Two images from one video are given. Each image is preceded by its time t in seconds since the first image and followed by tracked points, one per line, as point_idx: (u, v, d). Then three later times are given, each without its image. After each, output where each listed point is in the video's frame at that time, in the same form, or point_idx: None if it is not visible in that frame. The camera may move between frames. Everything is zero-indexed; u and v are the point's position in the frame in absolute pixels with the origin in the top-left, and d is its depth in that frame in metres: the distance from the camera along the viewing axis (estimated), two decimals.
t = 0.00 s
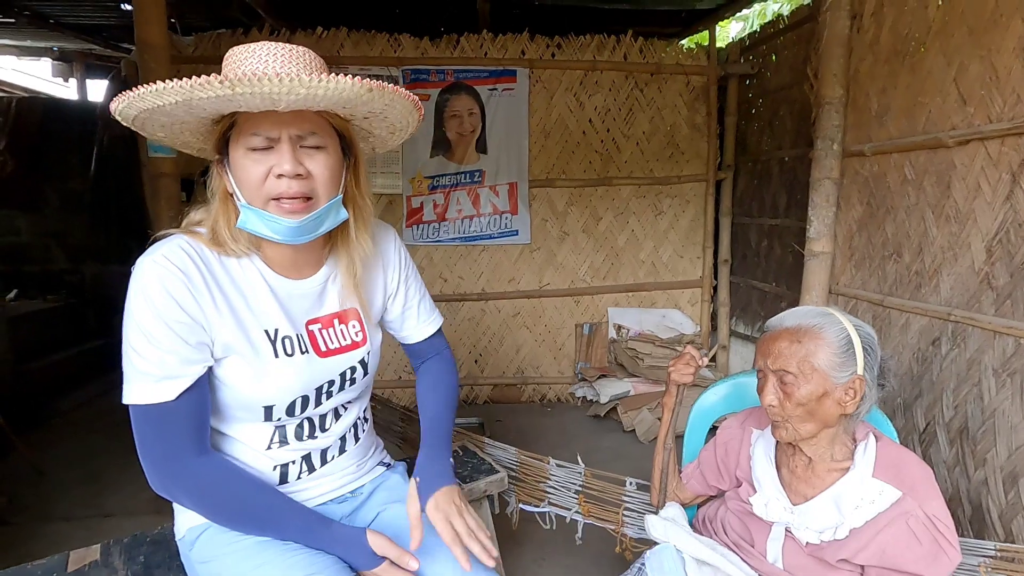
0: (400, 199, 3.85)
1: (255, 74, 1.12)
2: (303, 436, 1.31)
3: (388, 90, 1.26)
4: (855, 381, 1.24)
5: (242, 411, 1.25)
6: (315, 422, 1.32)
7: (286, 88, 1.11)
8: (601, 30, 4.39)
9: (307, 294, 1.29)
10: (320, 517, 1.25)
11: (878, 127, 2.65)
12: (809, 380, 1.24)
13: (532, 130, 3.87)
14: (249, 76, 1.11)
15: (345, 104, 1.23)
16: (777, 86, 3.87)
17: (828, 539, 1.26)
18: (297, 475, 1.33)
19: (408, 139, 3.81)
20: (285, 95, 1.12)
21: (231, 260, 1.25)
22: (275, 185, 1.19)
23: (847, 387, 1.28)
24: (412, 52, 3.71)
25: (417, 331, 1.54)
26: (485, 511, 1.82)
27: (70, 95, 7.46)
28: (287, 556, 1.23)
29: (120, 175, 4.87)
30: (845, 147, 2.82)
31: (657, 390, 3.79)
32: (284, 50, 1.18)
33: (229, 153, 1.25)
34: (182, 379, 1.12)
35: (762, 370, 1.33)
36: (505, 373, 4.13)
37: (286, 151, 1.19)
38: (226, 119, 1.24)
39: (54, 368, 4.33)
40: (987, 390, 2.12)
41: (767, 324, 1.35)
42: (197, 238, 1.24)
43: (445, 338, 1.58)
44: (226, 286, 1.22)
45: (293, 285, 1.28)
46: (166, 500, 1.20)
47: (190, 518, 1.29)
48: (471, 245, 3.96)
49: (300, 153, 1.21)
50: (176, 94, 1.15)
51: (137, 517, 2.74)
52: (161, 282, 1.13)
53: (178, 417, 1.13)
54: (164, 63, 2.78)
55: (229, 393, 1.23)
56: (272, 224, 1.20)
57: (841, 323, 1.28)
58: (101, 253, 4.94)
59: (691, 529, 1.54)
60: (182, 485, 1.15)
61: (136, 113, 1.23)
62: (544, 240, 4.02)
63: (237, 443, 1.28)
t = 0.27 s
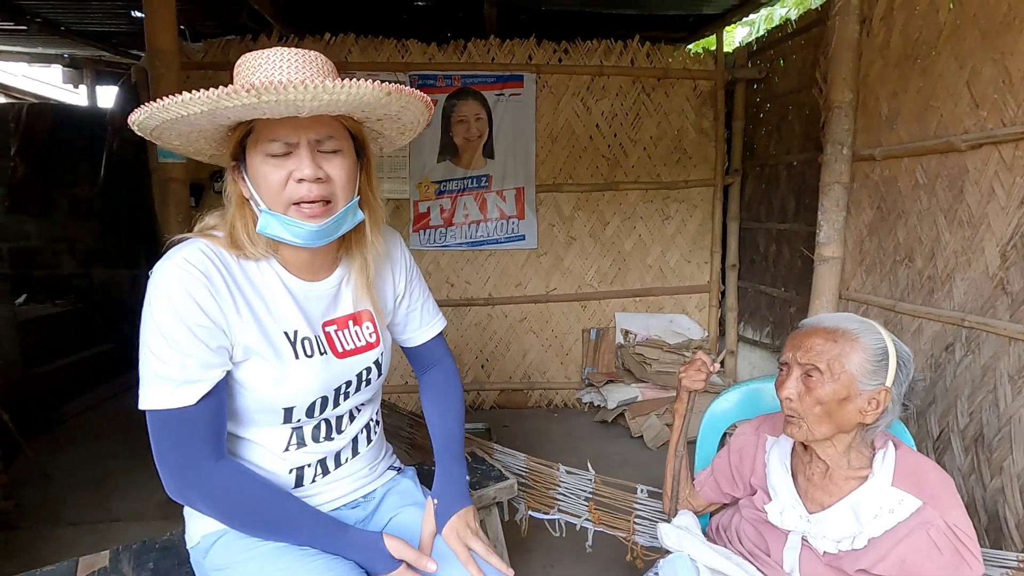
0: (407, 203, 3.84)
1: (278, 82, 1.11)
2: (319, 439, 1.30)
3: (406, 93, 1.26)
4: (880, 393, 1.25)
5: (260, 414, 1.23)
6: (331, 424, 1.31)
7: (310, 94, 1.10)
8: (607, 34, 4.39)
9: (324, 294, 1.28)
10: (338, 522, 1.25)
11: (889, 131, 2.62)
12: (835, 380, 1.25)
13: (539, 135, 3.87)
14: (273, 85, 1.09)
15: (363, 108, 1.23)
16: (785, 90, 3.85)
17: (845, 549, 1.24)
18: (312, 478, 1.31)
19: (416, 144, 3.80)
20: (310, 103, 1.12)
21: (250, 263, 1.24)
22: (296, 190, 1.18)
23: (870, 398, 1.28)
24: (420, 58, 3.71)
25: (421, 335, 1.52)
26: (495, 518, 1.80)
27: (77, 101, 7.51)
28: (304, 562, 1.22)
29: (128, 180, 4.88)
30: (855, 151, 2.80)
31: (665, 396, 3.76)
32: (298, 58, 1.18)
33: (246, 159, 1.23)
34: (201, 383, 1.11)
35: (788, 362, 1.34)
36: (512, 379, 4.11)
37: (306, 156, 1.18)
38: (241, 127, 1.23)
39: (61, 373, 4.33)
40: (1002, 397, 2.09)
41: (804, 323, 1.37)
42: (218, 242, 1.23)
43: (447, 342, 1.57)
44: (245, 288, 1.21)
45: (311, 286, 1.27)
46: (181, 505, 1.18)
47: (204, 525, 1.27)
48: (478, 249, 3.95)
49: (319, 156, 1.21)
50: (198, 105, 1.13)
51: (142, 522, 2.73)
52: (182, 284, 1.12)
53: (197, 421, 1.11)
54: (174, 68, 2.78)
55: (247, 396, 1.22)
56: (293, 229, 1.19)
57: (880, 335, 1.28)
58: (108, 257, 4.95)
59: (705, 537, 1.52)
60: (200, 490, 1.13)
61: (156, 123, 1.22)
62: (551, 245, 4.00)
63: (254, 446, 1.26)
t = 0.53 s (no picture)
0: (411, 208, 3.84)
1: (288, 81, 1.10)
2: (321, 445, 1.29)
3: (413, 95, 1.25)
4: (890, 401, 1.23)
5: (262, 419, 1.22)
6: (334, 431, 1.30)
7: (319, 94, 1.10)
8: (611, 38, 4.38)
9: (327, 299, 1.27)
10: (340, 529, 1.24)
11: (895, 135, 2.61)
12: (843, 390, 1.23)
13: (542, 138, 3.86)
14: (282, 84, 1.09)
15: (370, 111, 1.22)
16: (789, 94, 3.84)
17: (855, 559, 1.23)
18: (313, 485, 1.30)
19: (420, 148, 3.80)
20: (319, 101, 1.11)
21: (254, 267, 1.23)
22: (302, 191, 1.17)
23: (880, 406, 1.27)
24: (424, 63, 3.71)
25: (429, 337, 1.47)
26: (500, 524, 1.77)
27: (83, 106, 7.54)
28: (307, 569, 1.21)
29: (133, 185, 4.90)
30: (861, 155, 2.78)
31: (670, 401, 3.74)
32: (306, 59, 1.17)
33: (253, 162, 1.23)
34: (205, 388, 1.10)
35: (794, 370, 1.32)
36: (515, 383, 4.10)
37: (312, 158, 1.17)
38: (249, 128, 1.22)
39: (65, 377, 4.33)
40: (1012, 403, 2.06)
41: (810, 330, 1.36)
42: (222, 246, 1.22)
43: (461, 344, 1.50)
44: (249, 292, 1.20)
45: (315, 290, 1.26)
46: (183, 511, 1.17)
47: (206, 531, 1.26)
48: (481, 254, 3.94)
49: (325, 159, 1.20)
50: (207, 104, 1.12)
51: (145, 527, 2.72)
52: (186, 289, 1.11)
53: (199, 427, 1.10)
54: (178, 72, 2.79)
55: (250, 401, 1.21)
56: (299, 230, 1.18)
57: (888, 341, 1.26)
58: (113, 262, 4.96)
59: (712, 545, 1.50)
60: (204, 496, 1.12)
61: (165, 124, 1.22)
62: (555, 249, 3.99)
63: (256, 452, 1.25)
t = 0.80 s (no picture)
0: (412, 209, 3.84)
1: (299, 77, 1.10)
2: (319, 449, 1.28)
3: (425, 101, 1.25)
4: (892, 402, 1.22)
5: (259, 424, 1.22)
6: (332, 435, 1.29)
7: (329, 91, 1.09)
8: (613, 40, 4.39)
9: (326, 304, 1.27)
10: (337, 533, 1.25)
11: (896, 136, 2.60)
12: (845, 391, 1.23)
13: (543, 140, 3.85)
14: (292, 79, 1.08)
15: (380, 114, 1.22)
16: (790, 95, 3.83)
17: (859, 561, 1.22)
18: (311, 489, 1.29)
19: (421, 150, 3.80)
20: (329, 98, 1.10)
21: (252, 269, 1.22)
22: (305, 190, 1.16)
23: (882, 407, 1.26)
24: (425, 64, 3.71)
25: (424, 337, 1.43)
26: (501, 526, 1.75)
27: (84, 108, 7.55)
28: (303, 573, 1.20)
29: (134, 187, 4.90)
30: (862, 156, 2.77)
31: (671, 403, 3.73)
32: (318, 58, 1.16)
33: (258, 159, 1.22)
34: (200, 393, 1.09)
35: (796, 372, 1.31)
36: (516, 385, 4.09)
37: (319, 157, 1.16)
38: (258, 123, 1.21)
39: (66, 379, 4.33)
40: (1015, 405, 2.05)
41: (811, 331, 1.35)
42: (220, 248, 1.21)
43: (457, 350, 1.47)
44: (246, 296, 1.19)
45: (314, 294, 1.26)
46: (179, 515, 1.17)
47: (202, 534, 1.25)
48: (482, 255, 3.93)
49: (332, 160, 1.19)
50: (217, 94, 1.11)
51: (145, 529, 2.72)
52: (183, 292, 1.11)
53: (194, 431, 1.10)
54: (179, 73, 2.78)
55: (247, 405, 1.20)
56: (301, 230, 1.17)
57: (889, 341, 1.25)
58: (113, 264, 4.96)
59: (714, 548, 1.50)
60: (200, 500, 1.12)
61: (170, 114, 1.21)
62: (555, 250, 3.99)
63: (252, 456, 1.25)
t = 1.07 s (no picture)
0: (408, 207, 3.83)
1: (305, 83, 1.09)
2: (313, 449, 1.28)
3: (430, 111, 1.25)
4: (887, 397, 1.22)
5: (253, 424, 1.22)
6: (326, 434, 1.29)
7: (333, 99, 1.09)
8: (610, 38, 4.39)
9: (321, 303, 1.26)
10: (331, 529, 1.25)
11: (892, 134, 2.60)
12: (840, 387, 1.23)
13: (540, 138, 3.85)
14: (297, 85, 1.07)
15: (384, 121, 1.22)
16: (787, 94, 3.83)
17: (854, 556, 1.22)
18: (305, 488, 1.29)
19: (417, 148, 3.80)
20: (333, 106, 1.10)
21: (246, 267, 1.22)
22: (303, 194, 1.16)
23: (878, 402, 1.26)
24: (421, 62, 3.70)
25: (424, 335, 1.43)
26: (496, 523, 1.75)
27: (79, 106, 7.53)
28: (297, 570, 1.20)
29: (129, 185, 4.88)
30: (858, 154, 2.78)
31: (668, 401, 3.73)
32: (321, 60, 1.16)
33: (256, 157, 1.21)
34: (191, 394, 1.09)
35: (791, 368, 1.32)
36: (513, 383, 4.09)
37: (318, 160, 1.16)
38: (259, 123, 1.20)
39: (61, 377, 4.31)
40: (1009, 401, 2.06)
41: (807, 326, 1.35)
42: (213, 245, 1.21)
43: (456, 349, 1.47)
44: (239, 295, 1.19)
45: (309, 294, 1.25)
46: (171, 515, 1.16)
47: (196, 532, 1.25)
48: (479, 253, 3.93)
49: (331, 163, 1.18)
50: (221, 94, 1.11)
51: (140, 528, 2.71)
52: (174, 291, 1.10)
53: (185, 432, 1.10)
54: (174, 70, 2.77)
55: (241, 405, 1.20)
56: (296, 233, 1.17)
57: (884, 336, 1.26)
58: (108, 262, 4.94)
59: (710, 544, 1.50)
60: (192, 500, 1.12)
61: (168, 107, 1.20)
62: (552, 249, 3.99)
63: (246, 455, 1.24)
